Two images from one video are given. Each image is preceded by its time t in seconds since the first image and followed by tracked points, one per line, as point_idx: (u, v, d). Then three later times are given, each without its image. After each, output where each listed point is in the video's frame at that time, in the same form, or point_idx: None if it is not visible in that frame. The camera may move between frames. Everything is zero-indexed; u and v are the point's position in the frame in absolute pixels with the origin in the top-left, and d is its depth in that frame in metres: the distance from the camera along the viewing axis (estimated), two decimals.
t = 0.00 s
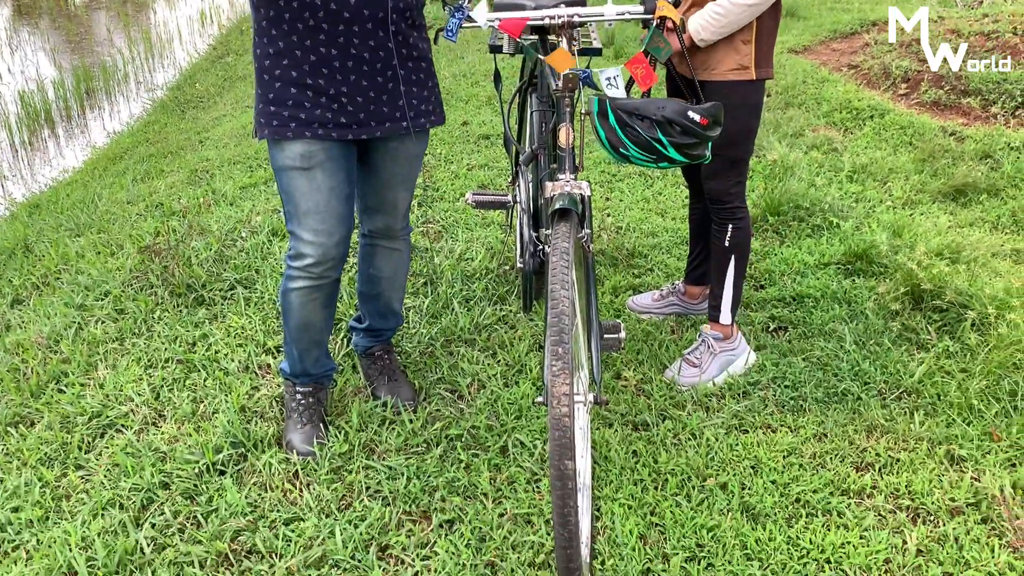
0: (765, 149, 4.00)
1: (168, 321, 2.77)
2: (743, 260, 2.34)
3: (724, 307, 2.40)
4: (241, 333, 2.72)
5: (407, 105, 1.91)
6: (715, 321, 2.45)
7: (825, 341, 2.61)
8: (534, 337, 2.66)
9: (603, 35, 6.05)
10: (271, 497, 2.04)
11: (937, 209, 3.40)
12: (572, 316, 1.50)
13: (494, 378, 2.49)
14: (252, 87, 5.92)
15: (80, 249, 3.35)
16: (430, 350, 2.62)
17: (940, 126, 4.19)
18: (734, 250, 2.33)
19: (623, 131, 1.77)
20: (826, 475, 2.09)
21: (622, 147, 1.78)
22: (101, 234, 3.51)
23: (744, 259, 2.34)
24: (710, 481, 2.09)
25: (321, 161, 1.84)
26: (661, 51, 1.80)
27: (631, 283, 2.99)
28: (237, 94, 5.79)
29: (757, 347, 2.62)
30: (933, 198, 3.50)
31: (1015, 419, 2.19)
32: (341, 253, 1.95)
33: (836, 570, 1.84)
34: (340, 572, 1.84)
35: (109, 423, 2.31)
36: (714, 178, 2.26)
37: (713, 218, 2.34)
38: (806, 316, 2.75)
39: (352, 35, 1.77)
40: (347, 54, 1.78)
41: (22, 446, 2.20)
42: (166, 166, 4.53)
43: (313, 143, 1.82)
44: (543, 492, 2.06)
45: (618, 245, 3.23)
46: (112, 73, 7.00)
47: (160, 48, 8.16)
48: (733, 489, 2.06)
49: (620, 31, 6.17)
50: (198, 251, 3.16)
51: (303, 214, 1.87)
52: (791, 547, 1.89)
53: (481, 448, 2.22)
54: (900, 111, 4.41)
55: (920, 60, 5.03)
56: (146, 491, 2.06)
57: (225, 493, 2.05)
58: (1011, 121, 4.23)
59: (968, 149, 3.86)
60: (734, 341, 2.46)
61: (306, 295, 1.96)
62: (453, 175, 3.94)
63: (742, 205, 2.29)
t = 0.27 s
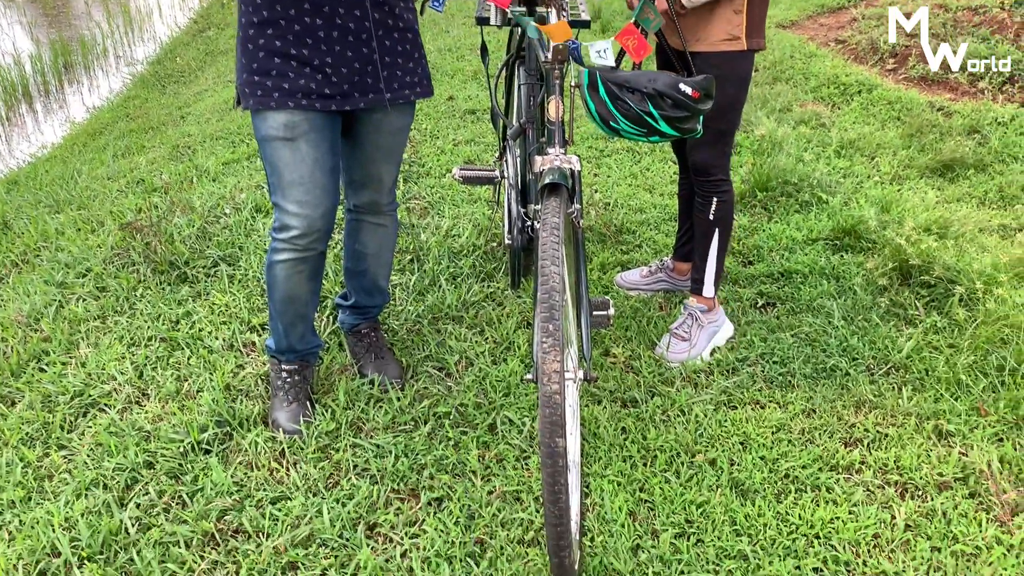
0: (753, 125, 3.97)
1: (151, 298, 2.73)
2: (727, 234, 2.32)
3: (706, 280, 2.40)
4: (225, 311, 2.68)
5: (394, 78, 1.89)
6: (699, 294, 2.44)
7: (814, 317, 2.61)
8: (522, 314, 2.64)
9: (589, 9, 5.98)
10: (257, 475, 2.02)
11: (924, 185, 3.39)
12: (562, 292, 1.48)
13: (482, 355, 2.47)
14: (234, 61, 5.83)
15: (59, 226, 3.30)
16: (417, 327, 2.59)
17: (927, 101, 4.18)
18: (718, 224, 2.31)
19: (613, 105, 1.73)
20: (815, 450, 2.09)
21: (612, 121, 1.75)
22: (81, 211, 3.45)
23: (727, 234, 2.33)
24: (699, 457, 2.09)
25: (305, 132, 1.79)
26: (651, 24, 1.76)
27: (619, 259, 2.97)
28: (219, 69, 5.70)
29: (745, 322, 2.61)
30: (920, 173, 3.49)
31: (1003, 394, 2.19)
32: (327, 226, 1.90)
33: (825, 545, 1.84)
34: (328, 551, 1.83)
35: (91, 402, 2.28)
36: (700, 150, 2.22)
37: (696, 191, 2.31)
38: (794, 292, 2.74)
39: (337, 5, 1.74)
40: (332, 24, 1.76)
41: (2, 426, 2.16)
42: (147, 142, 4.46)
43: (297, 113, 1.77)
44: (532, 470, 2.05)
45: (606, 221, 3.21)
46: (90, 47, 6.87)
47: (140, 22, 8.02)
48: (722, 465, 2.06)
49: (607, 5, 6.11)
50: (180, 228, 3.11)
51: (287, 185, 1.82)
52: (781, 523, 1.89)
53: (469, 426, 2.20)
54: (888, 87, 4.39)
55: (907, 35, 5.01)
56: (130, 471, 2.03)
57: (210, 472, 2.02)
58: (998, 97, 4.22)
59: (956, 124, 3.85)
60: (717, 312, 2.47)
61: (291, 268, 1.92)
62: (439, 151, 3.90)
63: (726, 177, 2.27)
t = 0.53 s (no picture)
0: (739, 101, 3.95)
1: (132, 281, 2.68)
2: (701, 207, 2.37)
3: (681, 249, 2.44)
4: (207, 293, 2.64)
5: (378, 54, 1.85)
6: (673, 259, 2.47)
7: (801, 294, 2.60)
8: (509, 294, 2.62)
9: None
10: (242, 459, 2.00)
11: (910, 161, 3.39)
12: (551, 271, 1.45)
13: (469, 335, 2.45)
14: (213, 39, 5.73)
15: (37, 208, 3.24)
16: (402, 308, 2.56)
17: (913, 76, 4.16)
18: (693, 198, 2.35)
19: (600, 80, 1.70)
20: (804, 427, 2.09)
21: (600, 97, 1.72)
22: (59, 192, 3.39)
23: (702, 206, 2.37)
24: (687, 436, 2.08)
25: (288, 109, 1.75)
26: None
27: (606, 238, 2.95)
28: (198, 47, 5.60)
29: (733, 300, 2.60)
30: (906, 150, 3.48)
31: (989, 369, 2.20)
32: (310, 205, 1.87)
33: (814, 522, 1.84)
34: (315, 535, 1.81)
35: (73, 386, 2.24)
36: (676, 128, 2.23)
37: (672, 164, 2.34)
38: (781, 269, 2.73)
39: None
40: None
41: None
42: (126, 121, 4.38)
43: (280, 89, 1.72)
44: (520, 450, 2.04)
45: (592, 199, 3.18)
46: (66, 25, 6.74)
47: None
48: (710, 443, 2.05)
49: None
50: (160, 209, 3.06)
51: (270, 163, 1.78)
52: (769, 500, 1.89)
53: (457, 407, 2.19)
54: (874, 62, 4.37)
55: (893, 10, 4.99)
56: (113, 456, 2.00)
57: (195, 456, 2.00)
58: (983, 72, 4.21)
59: (941, 99, 3.84)
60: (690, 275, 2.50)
61: (274, 249, 1.89)
62: (422, 129, 3.85)
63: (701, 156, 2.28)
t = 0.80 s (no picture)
0: (720, 76, 3.92)
1: (110, 270, 2.64)
2: (676, 192, 2.36)
3: (657, 229, 2.45)
4: (187, 281, 2.60)
5: (357, 33, 1.81)
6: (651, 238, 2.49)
7: (786, 270, 2.59)
8: (494, 276, 2.60)
9: None
10: (228, 448, 1.97)
11: (892, 134, 3.38)
12: (539, 253, 1.43)
13: (454, 318, 2.43)
14: (186, 21, 5.63)
15: (9, 197, 3.17)
16: (387, 292, 2.54)
17: (893, 50, 4.15)
18: (668, 183, 2.34)
19: (585, 57, 1.67)
20: (792, 403, 2.08)
21: (583, 74, 1.69)
22: (32, 180, 3.32)
23: (678, 191, 2.36)
24: (677, 414, 2.07)
25: (265, 88, 1.70)
26: None
27: (590, 217, 2.93)
28: (171, 30, 5.50)
29: (718, 277, 2.59)
30: (887, 123, 3.47)
31: (975, 341, 2.20)
32: (288, 188, 1.82)
33: (805, 497, 1.84)
34: (305, 523, 1.79)
35: (52, 379, 2.20)
36: (650, 112, 2.20)
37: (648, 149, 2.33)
38: (766, 245, 2.73)
39: None
40: None
41: None
42: (98, 107, 4.30)
43: (257, 67, 1.67)
44: (509, 433, 2.03)
45: (575, 178, 3.16)
46: (33, 10, 6.59)
47: None
48: (700, 421, 2.04)
49: None
50: (137, 196, 3.00)
51: (247, 144, 1.72)
52: (760, 477, 1.89)
53: (444, 390, 2.17)
54: (854, 36, 4.36)
55: None
56: (95, 448, 1.97)
57: (180, 446, 1.97)
58: (962, 45, 4.21)
59: (922, 73, 3.84)
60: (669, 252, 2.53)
61: (252, 234, 1.84)
62: (402, 110, 3.81)
63: (678, 141, 2.26)
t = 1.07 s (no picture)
0: (694, 52, 3.90)
1: (83, 268, 2.57)
2: (662, 172, 2.31)
3: (642, 210, 2.40)
4: (163, 277, 2.55)
5: (323, 18, 1.75)
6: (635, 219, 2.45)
7: (770, 245, 2.59)
8: (477, 262, 2.57)
9: None
10: (214, 447, 1.93)
11: (867, 106, 3.38)
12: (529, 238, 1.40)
13: (439, 306, 2.40)
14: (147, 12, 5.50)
15: None
16: (368, 282, 2.50)
17: (865, 21, 4.15)
18: (654, 163, 2.29)
19: (565, 35, 1.65)
20: (782, 378, 2.08)
21: (564, 53, 1.67)
22: None
23: (663, 171, 2.31)
24: (667, 393, 2.06)
25: (227, 75, 1.64)
26: None
27: (571, 199, 2.90)
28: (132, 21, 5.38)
29: (701, 253, 2.58)
30: (862, 95, 3.47)
31: (961, 310, 2.21)
32: (252, 180, 1.76)
33: (800, 472, 1.83)
34: (296, 519, 1.76)
35: (29, 382, 2.15)
36: (638, 91, 2.16)
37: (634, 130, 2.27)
38: (748, 221, 2.72)
39: None
40: None
41: None
42: (62, 102, 4.20)
43: (218, 54, 1.62)
44: (500, 419, 2.00)
45: (554, 160, 3.13)
46: None
47: None
48: (691, 399, 2.03)
49: None
50: (107, 193, 2.93)
51: (209, 134, 1.67)
52: (754, 453, 1.88)
53: (432, 379, 2.14)
54: (825, 8, 4.35)
55: None
56: (77, 452, 1.92)
57: (164, 446, 1.93)
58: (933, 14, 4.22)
59: (894, 43, 3.84)
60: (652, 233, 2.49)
61: (215, 229, 1.79)
62: (374, 96, 3.75)
63: (665, 120, 2.22)
